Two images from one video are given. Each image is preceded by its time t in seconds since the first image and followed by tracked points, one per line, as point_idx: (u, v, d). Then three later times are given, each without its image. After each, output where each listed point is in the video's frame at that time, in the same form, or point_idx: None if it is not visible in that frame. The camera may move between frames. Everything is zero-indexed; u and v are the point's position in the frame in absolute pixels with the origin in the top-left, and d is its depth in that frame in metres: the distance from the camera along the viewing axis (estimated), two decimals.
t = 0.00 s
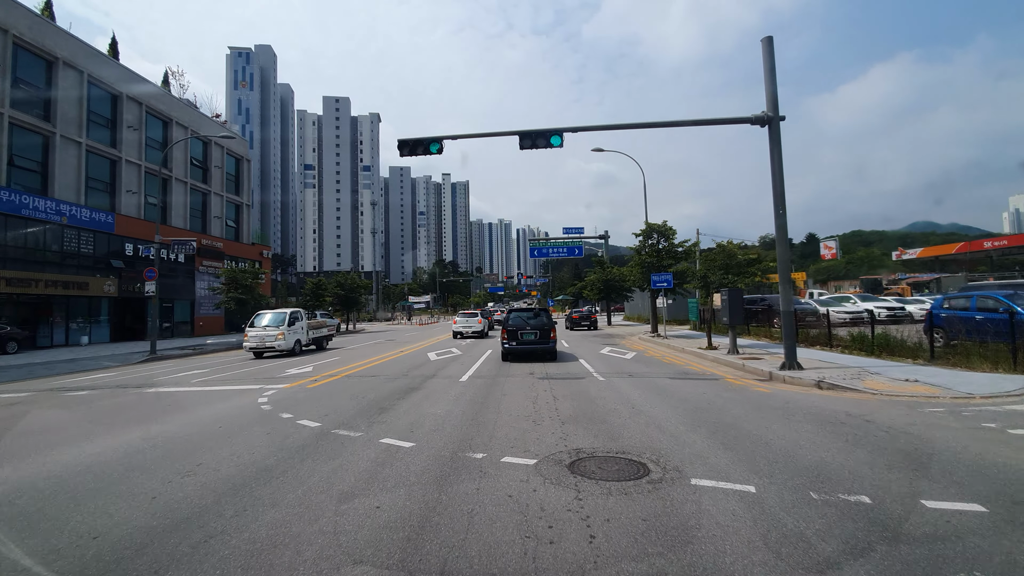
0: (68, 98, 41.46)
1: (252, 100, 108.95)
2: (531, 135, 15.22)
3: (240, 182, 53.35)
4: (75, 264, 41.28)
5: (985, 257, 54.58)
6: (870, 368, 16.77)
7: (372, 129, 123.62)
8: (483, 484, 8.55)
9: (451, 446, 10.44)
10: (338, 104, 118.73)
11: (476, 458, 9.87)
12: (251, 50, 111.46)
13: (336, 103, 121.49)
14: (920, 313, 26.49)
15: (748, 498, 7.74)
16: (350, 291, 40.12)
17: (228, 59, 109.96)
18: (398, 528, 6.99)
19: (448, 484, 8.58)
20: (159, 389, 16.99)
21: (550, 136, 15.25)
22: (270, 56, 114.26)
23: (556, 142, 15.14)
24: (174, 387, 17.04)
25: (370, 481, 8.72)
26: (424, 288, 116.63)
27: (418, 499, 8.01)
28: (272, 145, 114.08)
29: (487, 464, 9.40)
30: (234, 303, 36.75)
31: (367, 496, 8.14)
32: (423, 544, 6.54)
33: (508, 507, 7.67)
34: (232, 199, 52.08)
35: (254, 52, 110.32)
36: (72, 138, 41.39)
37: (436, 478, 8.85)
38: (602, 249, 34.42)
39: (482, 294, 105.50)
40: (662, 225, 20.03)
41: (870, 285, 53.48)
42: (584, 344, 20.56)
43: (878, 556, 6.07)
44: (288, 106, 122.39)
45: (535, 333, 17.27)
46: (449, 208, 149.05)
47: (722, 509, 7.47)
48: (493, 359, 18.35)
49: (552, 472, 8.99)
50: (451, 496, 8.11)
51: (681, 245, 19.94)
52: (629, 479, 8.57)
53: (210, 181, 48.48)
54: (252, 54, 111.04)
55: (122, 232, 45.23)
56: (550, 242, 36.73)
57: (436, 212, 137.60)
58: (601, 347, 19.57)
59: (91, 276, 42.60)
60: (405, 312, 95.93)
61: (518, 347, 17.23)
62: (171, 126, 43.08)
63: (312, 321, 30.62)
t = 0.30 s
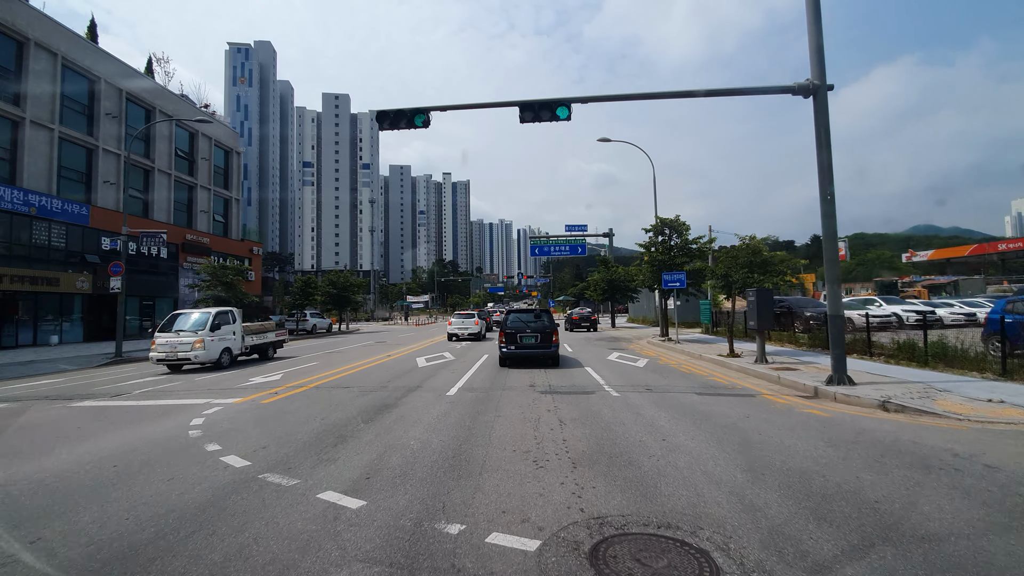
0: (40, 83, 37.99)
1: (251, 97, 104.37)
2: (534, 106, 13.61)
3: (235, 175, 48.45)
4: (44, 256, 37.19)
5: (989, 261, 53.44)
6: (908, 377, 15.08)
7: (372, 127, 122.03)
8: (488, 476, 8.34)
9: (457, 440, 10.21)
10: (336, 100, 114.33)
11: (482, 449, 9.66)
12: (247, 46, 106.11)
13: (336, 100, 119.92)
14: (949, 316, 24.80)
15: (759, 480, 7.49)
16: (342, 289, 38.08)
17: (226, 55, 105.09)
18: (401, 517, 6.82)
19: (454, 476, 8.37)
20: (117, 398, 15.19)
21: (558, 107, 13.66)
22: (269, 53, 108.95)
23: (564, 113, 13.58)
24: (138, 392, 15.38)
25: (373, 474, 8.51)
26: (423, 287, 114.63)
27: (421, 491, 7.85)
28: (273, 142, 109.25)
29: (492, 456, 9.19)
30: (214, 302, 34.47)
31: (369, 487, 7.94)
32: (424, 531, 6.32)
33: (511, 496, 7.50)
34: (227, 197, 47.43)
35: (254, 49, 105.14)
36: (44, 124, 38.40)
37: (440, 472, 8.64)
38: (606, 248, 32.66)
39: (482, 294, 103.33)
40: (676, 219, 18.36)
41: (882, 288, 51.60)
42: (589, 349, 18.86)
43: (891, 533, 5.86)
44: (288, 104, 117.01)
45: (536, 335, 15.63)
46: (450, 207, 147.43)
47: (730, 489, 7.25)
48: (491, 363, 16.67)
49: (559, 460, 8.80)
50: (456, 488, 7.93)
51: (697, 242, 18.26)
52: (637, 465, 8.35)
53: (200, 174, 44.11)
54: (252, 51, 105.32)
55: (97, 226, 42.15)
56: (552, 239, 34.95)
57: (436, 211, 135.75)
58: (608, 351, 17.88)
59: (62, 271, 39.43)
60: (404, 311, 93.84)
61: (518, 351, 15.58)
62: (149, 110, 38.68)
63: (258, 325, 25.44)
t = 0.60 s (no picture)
0: (7, 71, 33.07)
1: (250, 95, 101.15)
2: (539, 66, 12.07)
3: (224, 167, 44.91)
4: (21, 251, 33.88)
5: (989, 264, 52.40)
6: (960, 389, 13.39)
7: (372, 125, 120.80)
8: (495, 455, 7.89)
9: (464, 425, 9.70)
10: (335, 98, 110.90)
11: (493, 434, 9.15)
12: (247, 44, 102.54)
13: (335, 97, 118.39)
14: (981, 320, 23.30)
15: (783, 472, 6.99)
16: (335, 288, 36.31)
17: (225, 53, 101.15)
18: (400, 490, 6.49)
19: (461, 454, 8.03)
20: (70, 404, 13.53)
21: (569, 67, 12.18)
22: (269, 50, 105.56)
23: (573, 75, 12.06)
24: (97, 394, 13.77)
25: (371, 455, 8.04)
26: (423, 287, 112.81)
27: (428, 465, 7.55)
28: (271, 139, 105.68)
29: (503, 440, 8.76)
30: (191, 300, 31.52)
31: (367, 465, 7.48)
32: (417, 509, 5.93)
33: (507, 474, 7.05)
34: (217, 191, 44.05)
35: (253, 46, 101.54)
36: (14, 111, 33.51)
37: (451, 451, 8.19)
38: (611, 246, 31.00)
39: (483, 293, 101.43)
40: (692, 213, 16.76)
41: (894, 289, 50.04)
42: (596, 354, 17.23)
43: (913, 525, 5.46)
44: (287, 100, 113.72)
45: (539, 337, 14.06)
46: (450, 207, 145.98)
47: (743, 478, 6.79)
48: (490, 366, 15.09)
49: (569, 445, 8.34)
50: (463, 463, 7.49)
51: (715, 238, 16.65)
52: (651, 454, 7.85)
53: (185, 166, 40.82)
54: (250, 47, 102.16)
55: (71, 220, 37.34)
56: (554, 237, 33.28)
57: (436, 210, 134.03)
58: (618, 356, 16.25)
59: (32, 268, 34.66)
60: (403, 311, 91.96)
61: (518, 355, 13.98)
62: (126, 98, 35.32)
63: (163, 329, 19.42)
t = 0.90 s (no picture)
0: None
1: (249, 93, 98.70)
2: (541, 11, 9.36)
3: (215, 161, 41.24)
4: None
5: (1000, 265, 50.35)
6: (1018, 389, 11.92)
7: (371, 122, 119.55)
8: (502, 436, 7.15)
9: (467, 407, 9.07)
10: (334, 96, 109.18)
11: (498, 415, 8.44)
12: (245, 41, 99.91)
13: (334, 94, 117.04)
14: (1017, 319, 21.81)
15: (837, 455, 6.19)
16: (328, 288, 34.80)
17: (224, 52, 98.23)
18: (411, 475, 5.62)
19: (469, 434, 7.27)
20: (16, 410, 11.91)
21: (581, 16, 9.34)
22: (268, 49, 103.23)
23: (587, 22, 9.37)
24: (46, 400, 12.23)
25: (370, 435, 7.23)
26: (422, 287, 111.10)
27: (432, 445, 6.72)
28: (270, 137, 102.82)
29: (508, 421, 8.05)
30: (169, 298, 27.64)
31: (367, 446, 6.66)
32: (436, 497, 5.05)
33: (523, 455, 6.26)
34: (207, 186, 40.27)
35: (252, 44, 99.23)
36: None
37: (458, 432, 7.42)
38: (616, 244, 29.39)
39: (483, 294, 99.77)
40: (710, 205, 15.23)
41: (907, 291, 48.39)
42: (604, 358, 15.71)
43: (966, 487, 5.21)
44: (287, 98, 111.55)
45: (541, 340, 12.60)
46: (450, 206, 144.35)
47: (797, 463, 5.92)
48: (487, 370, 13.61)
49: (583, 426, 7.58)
50: (469, 440, 6.98)
51: (734, 232, 15.14)
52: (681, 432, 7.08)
53: (172, 159, 37.04)
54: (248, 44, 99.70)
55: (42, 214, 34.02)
56: (555, 234, 31.68)
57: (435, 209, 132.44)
58: (628, 361, 14.74)
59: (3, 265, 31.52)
60: (403, 311, 90.29)
61: (518, 360, 12.50)
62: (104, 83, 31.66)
63: None
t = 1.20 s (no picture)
0: None
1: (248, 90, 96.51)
2: None
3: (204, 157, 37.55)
4: None
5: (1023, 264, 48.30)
6: None
7: (371, 119, 117.75)
8: (494, 484, 5.48)
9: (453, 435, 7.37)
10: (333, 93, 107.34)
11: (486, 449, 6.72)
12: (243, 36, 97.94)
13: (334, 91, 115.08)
14: None
15: (964, 517, 4.58)
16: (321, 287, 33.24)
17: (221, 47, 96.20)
18: (365, 561, 4.00)
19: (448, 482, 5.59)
20: None
21: None
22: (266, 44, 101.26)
23: None
24: None
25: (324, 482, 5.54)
26: (422, 286, 109.48)
27: (399, 503, 5.07)
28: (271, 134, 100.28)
29: (502, 458, 6.34)
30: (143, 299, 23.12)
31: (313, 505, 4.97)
32: None
33: (524, 524, 4.59)
34: (195, 182, 36.38)
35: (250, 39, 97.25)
36: None
37: (438, 476, 5.78)
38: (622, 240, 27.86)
39: (483, 293, 98.02)
40: (728, 195, 13.82)
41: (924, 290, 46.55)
42: (616, 362, 14.19)
43: None
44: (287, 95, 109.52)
45: (543, 344, 11.18)
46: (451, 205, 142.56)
47: (904, 533, 4.31)
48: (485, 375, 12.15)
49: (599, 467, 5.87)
50: (454, 479, 5.65)
51: (755, 225, 13.71)
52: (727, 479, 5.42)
53: (158, 152, 33.18)
54: (247, 40, 97.54)
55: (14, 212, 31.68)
56: (558, 230, 30.16)
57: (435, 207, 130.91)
58: (641, 365, 13.20)
59: None
60: (402, 310, 88.62)
61: (518, 366, 11.09)
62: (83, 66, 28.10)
63: None
